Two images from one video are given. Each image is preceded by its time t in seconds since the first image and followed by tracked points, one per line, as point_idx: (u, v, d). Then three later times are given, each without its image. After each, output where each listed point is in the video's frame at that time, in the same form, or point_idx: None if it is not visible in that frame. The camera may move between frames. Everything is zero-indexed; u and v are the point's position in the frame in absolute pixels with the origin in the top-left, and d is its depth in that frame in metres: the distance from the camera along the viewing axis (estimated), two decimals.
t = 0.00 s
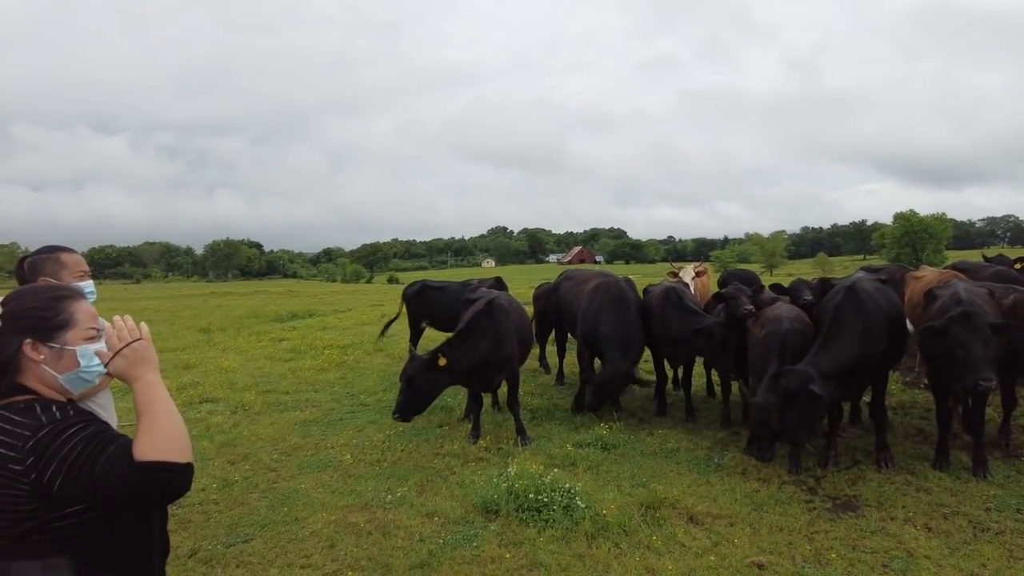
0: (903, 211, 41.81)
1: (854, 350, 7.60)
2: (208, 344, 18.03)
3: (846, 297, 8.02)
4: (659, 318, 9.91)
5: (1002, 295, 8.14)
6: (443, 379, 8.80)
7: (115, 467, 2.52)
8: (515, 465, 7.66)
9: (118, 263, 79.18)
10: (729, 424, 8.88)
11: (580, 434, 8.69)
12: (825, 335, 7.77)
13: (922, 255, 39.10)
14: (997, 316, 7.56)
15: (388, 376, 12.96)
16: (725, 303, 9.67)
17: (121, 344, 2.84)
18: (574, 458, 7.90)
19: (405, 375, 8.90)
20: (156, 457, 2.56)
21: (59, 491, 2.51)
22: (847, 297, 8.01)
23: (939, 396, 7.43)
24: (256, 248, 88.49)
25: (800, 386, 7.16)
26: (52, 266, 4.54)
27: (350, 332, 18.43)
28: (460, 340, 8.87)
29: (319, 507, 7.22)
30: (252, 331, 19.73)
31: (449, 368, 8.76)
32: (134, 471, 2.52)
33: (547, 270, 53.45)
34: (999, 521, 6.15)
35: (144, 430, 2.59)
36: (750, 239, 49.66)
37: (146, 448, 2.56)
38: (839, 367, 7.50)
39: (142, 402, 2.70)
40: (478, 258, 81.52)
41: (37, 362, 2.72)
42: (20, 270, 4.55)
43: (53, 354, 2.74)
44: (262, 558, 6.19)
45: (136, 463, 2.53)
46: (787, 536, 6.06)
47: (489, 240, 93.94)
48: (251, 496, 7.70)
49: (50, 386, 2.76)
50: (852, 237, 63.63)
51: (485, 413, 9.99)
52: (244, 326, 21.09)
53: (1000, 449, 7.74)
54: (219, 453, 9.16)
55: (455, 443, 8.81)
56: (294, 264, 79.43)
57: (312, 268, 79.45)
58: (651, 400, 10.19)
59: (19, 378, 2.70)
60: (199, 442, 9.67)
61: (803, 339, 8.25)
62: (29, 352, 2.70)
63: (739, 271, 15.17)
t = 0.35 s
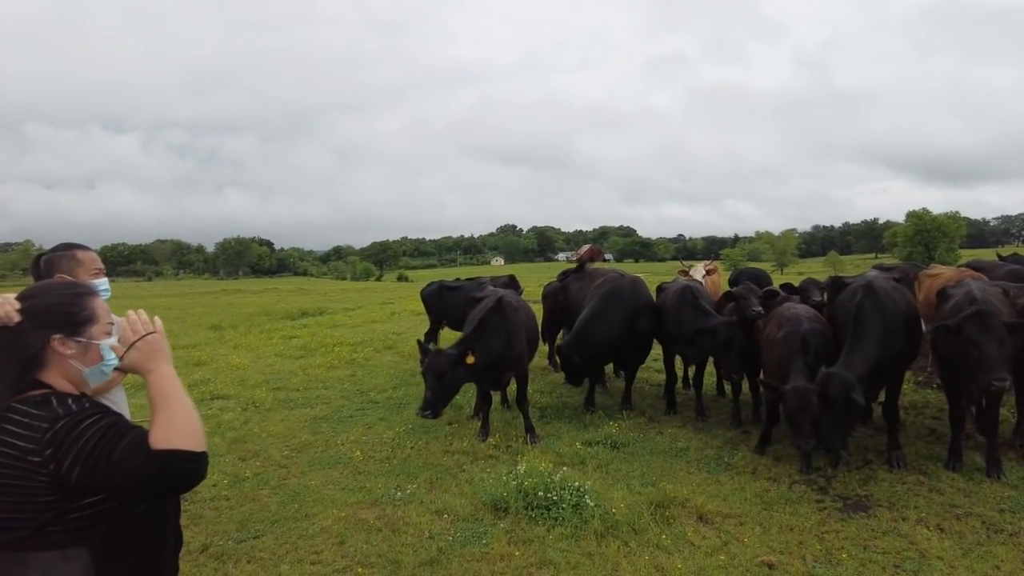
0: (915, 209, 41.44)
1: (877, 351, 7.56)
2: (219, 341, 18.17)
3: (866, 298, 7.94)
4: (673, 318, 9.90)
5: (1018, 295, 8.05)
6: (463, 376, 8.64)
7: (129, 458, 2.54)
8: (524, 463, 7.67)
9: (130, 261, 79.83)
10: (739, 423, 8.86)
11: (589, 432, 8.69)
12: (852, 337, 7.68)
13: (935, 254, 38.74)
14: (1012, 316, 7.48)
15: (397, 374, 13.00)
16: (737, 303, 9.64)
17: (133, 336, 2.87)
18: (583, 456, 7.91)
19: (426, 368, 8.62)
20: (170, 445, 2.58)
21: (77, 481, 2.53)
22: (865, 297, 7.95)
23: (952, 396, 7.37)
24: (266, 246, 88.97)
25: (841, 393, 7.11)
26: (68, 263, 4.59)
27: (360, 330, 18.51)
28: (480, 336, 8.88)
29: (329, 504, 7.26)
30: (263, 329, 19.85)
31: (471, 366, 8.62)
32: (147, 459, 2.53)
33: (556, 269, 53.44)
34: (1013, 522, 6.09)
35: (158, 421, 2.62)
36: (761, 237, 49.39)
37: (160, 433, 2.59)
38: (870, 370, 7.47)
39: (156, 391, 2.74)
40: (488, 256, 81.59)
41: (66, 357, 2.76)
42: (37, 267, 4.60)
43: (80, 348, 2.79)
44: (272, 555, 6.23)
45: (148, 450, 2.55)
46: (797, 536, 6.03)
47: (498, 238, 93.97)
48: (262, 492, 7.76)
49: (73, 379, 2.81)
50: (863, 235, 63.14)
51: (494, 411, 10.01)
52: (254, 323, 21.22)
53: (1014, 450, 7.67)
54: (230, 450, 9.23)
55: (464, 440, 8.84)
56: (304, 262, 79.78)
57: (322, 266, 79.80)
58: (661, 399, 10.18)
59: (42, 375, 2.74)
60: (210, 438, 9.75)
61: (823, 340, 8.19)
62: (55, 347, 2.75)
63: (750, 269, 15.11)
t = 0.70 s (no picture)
0: (927, 208, 41.09)
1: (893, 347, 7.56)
2: (228, 339, 18.28)
3: (878, 296, 7.93)
4: (683, 318, 9.89)
5: None
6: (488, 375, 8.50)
7: (191, 444, 2.66)
8: (531, 462, 7.67)
9: (141, 260, 80.43)
10: (747, 423, 8.82)
11: (597, 431, 8.68)
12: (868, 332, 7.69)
13: (947, 253, 38.38)
14: None
15: (405, 372, 13.03)
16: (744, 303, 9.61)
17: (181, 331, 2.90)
18: (591, 455, 7.90)
19: (454, 367, 8.35)
20: (226, 434, 2.75)
21: (138, 464, 2.62)
22: (877, 296, 7.93)
23: (964, 396, 7.31)
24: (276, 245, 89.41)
25: (863, 385, 7.07)
26: (80, 261, 4.62)
27: (368, 328, 18.57)
28: (495, 329, 8.95)
29: (337, 501, 7.29)
30: (272, 327, 19.95)
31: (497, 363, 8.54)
32: (209, 445, 2.68)
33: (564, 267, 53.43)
34: None
35: (212, 410, 2.77)
36: (770, 236, 49.14)
37: (218, 424, 2.74)
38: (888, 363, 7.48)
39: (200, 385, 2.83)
40: (495, 255, 81.62)
41: (102, 356, 2.85)
42: (49, 265, 4.64)
43: (107, 349, 2.91)
44: (280, 551, 6.27)
45: (206, 439, 2.70)
46: (806, 537, 6.00)
47: (506, 237, 93.98)
48: (270, 489, 7.81)
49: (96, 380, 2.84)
50: (874, 234, 62.66)
51: (502, 410, 10.02)
52: (264, 321, 21.34)
53: None
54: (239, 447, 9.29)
55: (472, 439, 8.85)
56: (313, 260, 80.10)
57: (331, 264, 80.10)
58: (669, 398, 10.17)
59: (87, 374, 2.74)
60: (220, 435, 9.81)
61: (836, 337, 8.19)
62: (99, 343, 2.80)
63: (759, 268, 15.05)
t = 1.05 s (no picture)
0: (937, 208, 40.77)
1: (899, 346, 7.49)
2: (236, 337, 18.32)
3: (885, 296, 7.88)
4: (689, 318, 9.83)
5: None
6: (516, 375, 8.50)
7: (234, 409, 3.01)
8: (539, 461, 7.66)
9: (150, 258, 80.90)
10: (755, 422, 8.79)
11: (605, 430, 8.66)
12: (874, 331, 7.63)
13: (958, 252, 38.01)
14: None
15: (412, 371, 13.04)
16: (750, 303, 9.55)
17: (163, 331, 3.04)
18: (598, 454, 7.89)
19: (486, 368, 8.25)
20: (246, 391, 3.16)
21: (191, 443, 2.91)
22: (885, 296, 7.88)
23: (975, 396, 7.24)
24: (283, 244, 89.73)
25: (869, 383, 7.01)
26: (90, 259, 4.65)
27: (375, 327, 18.60)
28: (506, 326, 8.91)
29: (346, 499, 7.30)
30: (280, 325, 19.98)
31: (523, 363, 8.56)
32: (244, 402, 3.07)
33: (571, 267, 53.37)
34: None
35: (226, 380, 3.12)
36: (779, 236, 48.89)
37: (232, 386, 3.13)
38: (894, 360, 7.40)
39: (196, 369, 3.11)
40: (502, 254, 81.61)
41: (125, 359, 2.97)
42: (60, 262, 4.67)
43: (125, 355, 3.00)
44: (288, 549, 6.28)
45: (243, 398, 3.09)
46: (815, 537, 5.97)
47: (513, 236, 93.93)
48: (278, 487, 7.83)
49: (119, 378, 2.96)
50: (884, 234, 62.24)
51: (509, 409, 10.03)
52: (271, 320, 21.39)
53: None
54: (247, 445, 9.33)
55: (479, 437, 8.86)
56: (320, 259, 80.32)
57: (338, 263, 80.30)
58: (677, 397, 10.15)
59: (113, 370, 2.78)
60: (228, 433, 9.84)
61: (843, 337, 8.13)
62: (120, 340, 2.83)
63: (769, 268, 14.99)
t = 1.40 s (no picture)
0: (948, 206, 40.46)
1: (900, 344, 7.43)
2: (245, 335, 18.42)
3: (890, 293, 7.83)
4: (696, 317, 9.79)
5: None
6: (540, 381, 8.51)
7: (226, 359, 3.06)
8: (547, 459, 7.66)
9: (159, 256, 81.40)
10: (764, 421, 8.76)
11: (613, 429, 8.65)
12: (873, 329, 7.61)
13: (969, 251, 37.70)
14: None
15: (420, 368, 13.07)
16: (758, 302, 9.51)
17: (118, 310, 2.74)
18: (606, 453, 7.88)
19: (513, 376, 8.26)
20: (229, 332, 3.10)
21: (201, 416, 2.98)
22: (891, 294, 7.82)
23: (987, 397, 7.18)
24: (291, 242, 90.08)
25: (853, 379, 7.04)
26: (101, 255, 4.67)
27: (383, 325, 18.65)
28: (519, 328, 8.88)
29: (354, 496, 7.33)
30: (289, 323, 20.06)
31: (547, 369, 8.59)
32: (234, 348, 3.08)
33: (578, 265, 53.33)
34: None
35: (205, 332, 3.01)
36: (788, 234, 48.67)
37: (216, 331, 3.06)
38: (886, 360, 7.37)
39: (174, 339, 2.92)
40: (510, 252, 81.60)
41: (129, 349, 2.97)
42: (70, 260, 4.71)
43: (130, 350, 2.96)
44: (297, 546, 6.31)
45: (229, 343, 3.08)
46: (826, 537, 5.95)
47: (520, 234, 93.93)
48: (287, 484, 7.87)
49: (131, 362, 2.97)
50: (894, 233, 61.83)
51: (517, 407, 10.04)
52: (280, 317, 21.49)
53: None
54: (256, 442, 9.37)
55: (487, 435, 8.87)
56: (328, 257, 80.58)
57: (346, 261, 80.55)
58: (685, 396, 10.13)
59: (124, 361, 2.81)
60: (237, 430, 9.90)
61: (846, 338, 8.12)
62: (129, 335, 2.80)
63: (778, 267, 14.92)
